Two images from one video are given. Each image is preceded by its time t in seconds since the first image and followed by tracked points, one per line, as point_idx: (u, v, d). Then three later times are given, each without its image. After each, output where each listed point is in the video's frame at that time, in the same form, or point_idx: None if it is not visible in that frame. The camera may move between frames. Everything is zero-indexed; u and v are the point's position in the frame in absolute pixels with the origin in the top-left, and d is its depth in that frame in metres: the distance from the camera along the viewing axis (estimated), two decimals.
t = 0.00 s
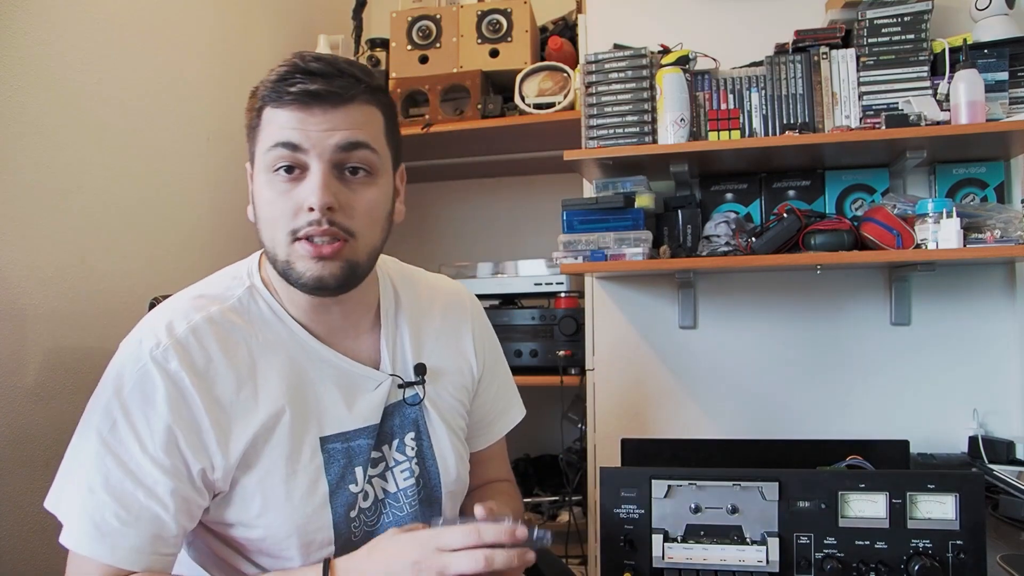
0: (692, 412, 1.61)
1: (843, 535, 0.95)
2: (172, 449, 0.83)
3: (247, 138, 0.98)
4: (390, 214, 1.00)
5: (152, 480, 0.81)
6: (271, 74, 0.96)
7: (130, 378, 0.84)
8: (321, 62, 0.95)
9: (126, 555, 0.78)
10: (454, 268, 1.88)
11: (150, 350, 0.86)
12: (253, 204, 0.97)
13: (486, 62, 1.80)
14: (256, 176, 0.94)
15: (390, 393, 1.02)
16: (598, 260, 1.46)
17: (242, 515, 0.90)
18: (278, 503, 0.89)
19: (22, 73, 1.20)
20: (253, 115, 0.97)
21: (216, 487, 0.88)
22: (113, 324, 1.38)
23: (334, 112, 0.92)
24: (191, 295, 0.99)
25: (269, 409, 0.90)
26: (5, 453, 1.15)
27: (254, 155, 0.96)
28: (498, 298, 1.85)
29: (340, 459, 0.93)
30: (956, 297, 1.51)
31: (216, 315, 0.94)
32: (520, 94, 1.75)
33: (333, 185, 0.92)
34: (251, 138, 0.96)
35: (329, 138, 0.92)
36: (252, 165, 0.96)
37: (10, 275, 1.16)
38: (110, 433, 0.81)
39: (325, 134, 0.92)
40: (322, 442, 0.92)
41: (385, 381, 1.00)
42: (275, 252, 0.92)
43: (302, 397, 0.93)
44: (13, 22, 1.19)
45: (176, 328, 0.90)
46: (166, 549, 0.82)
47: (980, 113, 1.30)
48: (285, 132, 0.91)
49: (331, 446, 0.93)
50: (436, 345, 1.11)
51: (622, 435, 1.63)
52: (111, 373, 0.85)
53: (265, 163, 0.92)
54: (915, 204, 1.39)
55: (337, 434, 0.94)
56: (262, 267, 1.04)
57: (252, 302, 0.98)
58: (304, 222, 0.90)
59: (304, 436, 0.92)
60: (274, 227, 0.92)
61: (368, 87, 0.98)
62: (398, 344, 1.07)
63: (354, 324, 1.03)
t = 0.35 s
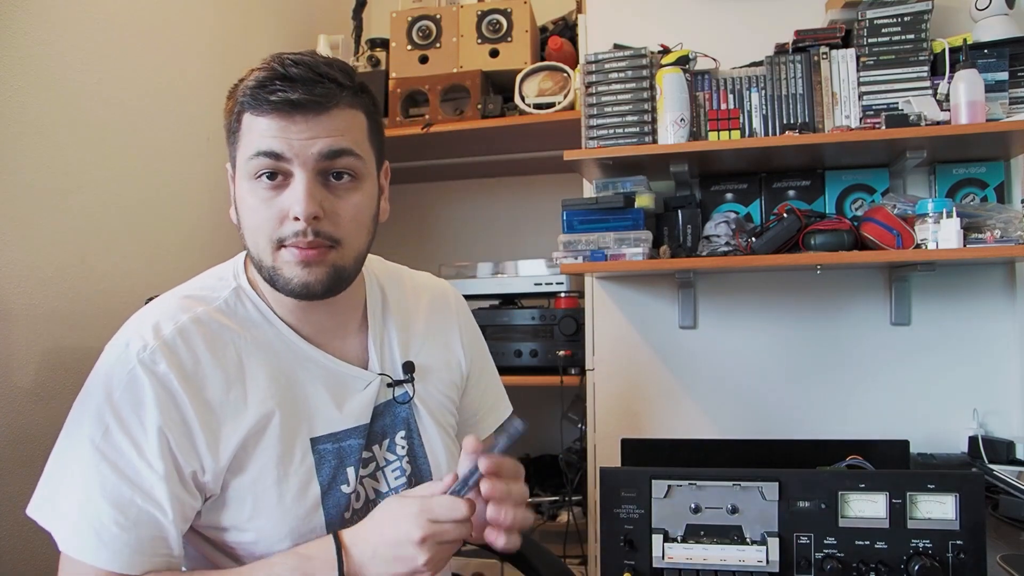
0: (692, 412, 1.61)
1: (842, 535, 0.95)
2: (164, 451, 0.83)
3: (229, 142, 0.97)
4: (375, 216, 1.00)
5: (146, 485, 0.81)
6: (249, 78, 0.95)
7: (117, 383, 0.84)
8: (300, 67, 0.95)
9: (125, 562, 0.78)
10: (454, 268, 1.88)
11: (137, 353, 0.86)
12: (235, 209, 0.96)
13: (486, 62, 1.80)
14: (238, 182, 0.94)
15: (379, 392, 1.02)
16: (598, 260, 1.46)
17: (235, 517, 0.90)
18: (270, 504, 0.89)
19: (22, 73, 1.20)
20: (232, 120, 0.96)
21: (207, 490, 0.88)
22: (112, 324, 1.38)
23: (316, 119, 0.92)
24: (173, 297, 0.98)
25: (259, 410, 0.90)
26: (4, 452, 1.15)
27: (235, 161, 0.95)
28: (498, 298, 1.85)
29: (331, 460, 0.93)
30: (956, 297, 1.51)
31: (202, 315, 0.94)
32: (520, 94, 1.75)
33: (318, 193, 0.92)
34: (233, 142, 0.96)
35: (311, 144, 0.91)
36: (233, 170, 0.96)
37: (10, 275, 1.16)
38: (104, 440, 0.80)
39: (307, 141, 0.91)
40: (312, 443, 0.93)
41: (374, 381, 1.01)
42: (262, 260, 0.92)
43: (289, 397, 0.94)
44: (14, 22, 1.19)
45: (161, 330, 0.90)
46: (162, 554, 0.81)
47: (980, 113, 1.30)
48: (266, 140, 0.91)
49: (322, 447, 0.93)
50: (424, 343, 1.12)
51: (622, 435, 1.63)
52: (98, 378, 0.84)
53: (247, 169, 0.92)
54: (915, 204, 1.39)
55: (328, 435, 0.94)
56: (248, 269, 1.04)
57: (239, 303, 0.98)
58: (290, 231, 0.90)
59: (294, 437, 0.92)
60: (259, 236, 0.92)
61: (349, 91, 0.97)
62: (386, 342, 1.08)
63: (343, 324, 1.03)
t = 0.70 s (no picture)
0: (691, 412, 1.61)
1: (842, 535, 0.95)
2: (158, 451, 0.83)
3: (229, 147, 0.97)
4: (377, 217, 1.00)
5: (139, 484, 0.81)
6: (248, 82, 0.95)
7: (113, 382, 0.84)
8: (299, 69, 0.95)
9: (113, 560, 0.79)
10: (454, 268, 1.88)
11: (134, 353, 0.87)
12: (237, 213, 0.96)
13: (486, 62, 1.80)
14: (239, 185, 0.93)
15: (381, 393, 1.02)
16: (598, 260, 1.46)
17: (234, 517, 0.89)
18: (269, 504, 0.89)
19: (22, 73, 1.20)
20: (232, 124, 0.96)
21: (205, 490, 0.88)
22: (112, 324, 1.38)
23: (318, 120, 0.92)
24: (178, 297, 0.99)
25: (258, 410, 0.90)
26: (4, 452, 1.15)
27: (236, 165, 0.95)
28: (498, 298, 1.85)
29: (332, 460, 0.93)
30: (956, 297, 1.51)
31: (203, 315, 0.94)
32: (520, 94, 1.75)
33: (321, 193, 0.91)
34: (233, 147, 0.96)
35: (314, 146, 0.91)
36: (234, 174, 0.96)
37: (10, 275, 1.16)
38: (96, 438, 0.80)
39: (309, 143, 0.91)
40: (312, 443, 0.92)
41: (374, 381, 1.01)
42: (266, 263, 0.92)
43: (289, 398, 0.93)
44: (14, 22, 1.19)
45: (161, 330, 0.91)
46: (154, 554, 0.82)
47: (980, 113, 1.30)
48: (269, 142, 0.90)
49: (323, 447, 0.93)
50: (425, 343, 1.12)
51: (622, 435, 1.63)
52: (97, 378, 0.85)
53: (249, 172, 0.92)
54: (915, 204, 1.39)
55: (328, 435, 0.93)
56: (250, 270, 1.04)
57: (241, 303, 0.98)
58: (293, 233, 0.90)
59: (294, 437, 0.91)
60: (263, 238, 0.91)
61: (349, 93, 0.97)
62: (387, 342, 1.07)
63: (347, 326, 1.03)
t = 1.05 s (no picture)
0: (691, 412, 1.61)
1: (842, 535, 0.95)
2: (165, 446, 0.83)
3: (240, 144, 0.97)
4: (389, 210, 1.00)
5: (140, 477, 0.82)
6: (259, 79, 0.95)
7: (123, 372, 0.84)
8: (310, 65, 0.95)
9: (109, 546, 0.81)
10: (454, 268, 1.88)
11: (146, 345, 0.87)
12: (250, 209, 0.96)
13: (486, 62, 1.80)
14: (253, 182, 0.93)
15: (387, 392, 1.01)
16: (598, 260, 1.46)
17: (238, 511, 0.90)
18: (275, 501, 0.89)
19: (22, 74, 1.20)
20: (243, 122, 0.96)
21: (211, 483, 0.89)
22: (112, 324, 1.38)
23: (332, 113, 0.92)
24: (192, 289, 0.99)
25: (267, 407, 0.90)
26: (4, 451, 1.15)
27: (248, 161, 0.95)
28: (498, 298, 1.85)
29: (339, 456, 0.93)
30: (956, 297, 1.51)
31: (216, 309, 0.94)
32: (520, 94, 1.75)
33: (336, 185, 0.91)
34: (244, 144, 0.96)
35: (328, 138, 0.91)
36: (246, 171, 0.95)
37: (10, 275, 1.16)
38: (101, 428, 0.81)
39: (324, 135, 0.91)
40: (319, 440, 0.92)
41: (380, 380, 1.00)
42: (281, 256, 0.92)
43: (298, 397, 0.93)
44: (13, 22, 1.19)
45: (173, 322, 0.90)
46: (149, 544, 0.83)
47: (980, 113, 1.30)
48: (283, 136, 0.90)
49: (330, 444, 0.93)
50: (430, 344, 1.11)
51: (622, 435, 1.63)
52: (107, 368, 0.85)
53: (263, 167, 0.92)
54: (915, 204, 1.39)
55: (335, 432, 0.93)
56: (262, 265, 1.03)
57: (255, 297, 0.98)
58: (309, 225, 0.90)
59: (302, 434, 0.91)
60: (279, 232, 0.91)
61: (360, 88, 0.98)
62: (392, 342, 1.07)
63: (355, 323, 1.03)
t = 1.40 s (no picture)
0: (691, 412, 1.61)
1: (843, 535, 0.95)
2: (174, 448, 0.83)
3: (273, 150, 0.97)
4: (414, 225, 1.01)
5: (147, 479, 0.82)
6: (298, 88, 0.95)
7: (138, 372, 0.84)
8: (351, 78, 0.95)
9: (110, 546, 0.80)
10: (453, 268, 1.88)
11: (162, 347, 0.87)
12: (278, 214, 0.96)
13: (486, 62, 1.80)
14: (283, 188, 0.93)
15: (392, 406, 1.01)
16: (598, 260, 1.46)
17: (238, 514, 0.90)
18: (276, 507, 0.89)
19: (22, 73, 1.20)
20: (279, 128, 0.96)
21: (215, 487, 0.89)
22: (111, 324, 1.38)
23: (368, 127, 0.92)
24: (209, 292, 0.99)
25: (275, 416, 0.90)
26: (4, 451, 1.15)
27: (280, 168, 0.95)
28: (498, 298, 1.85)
29: (341, 467, 0.93)
30: (956, 297, 1.51)
31: (232, 315, 0.93)
32: (520, 94, 1.75)
33: (367, 198, 0.92)
34: (278, 150, 0.96)
35: (363, 151, 0.92)
36: (277, 176, 0.95)
37: (10, 275, 1.16)
38: (112, 427, 0.81)
39: (359, 148, 0.91)
40: (324, 450, 0.92)
41: (386, 394, 1.00)
42: (304, 262, 0.92)
43: (308, 408, 0.93)
44: (13, 21, 1.18)
45: (190, 325, 0.90)
46: (149, 543, 0.84)
47: (980, 113, 1.30)
48: (319, 146, 0.91)
49: (334, 454, 0.93)
50: (439, 361, 1.11)
51: (622, 435, 1.63)
52: (122, 368, 0.85)
53: (295, 174, 0.92)
54: (915, 204, 1.39)
55: (341, 443, 0.93)
56: (281, 273, 1.04)
57: (269, 307, 0.97)
58: (337, 234, 0.90)
59: (308, 443, 0.91)
60: (304, 238, 0.91)
61: (396, 104, 0.98)
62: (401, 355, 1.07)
63: (367, 332, 1.03)
